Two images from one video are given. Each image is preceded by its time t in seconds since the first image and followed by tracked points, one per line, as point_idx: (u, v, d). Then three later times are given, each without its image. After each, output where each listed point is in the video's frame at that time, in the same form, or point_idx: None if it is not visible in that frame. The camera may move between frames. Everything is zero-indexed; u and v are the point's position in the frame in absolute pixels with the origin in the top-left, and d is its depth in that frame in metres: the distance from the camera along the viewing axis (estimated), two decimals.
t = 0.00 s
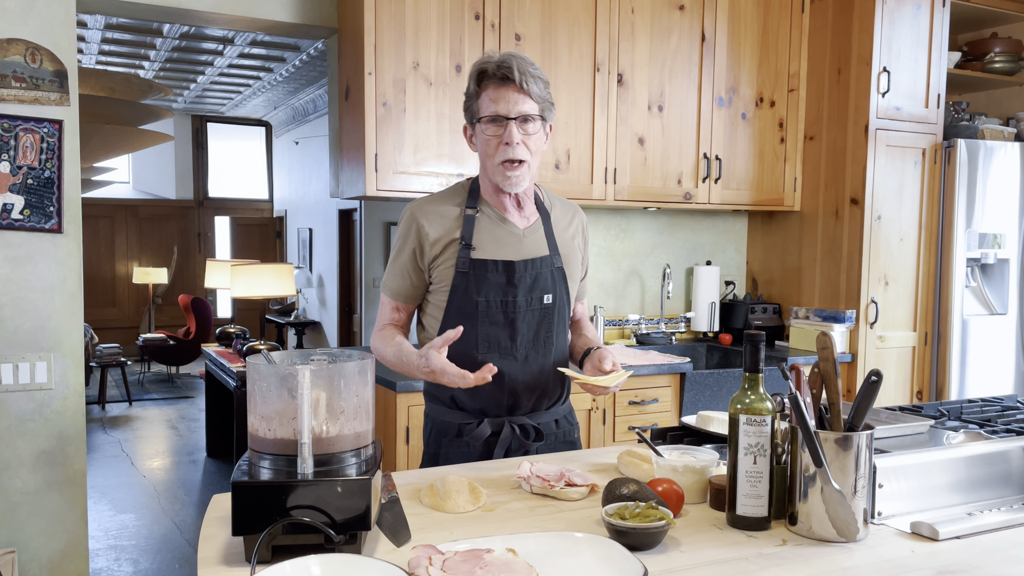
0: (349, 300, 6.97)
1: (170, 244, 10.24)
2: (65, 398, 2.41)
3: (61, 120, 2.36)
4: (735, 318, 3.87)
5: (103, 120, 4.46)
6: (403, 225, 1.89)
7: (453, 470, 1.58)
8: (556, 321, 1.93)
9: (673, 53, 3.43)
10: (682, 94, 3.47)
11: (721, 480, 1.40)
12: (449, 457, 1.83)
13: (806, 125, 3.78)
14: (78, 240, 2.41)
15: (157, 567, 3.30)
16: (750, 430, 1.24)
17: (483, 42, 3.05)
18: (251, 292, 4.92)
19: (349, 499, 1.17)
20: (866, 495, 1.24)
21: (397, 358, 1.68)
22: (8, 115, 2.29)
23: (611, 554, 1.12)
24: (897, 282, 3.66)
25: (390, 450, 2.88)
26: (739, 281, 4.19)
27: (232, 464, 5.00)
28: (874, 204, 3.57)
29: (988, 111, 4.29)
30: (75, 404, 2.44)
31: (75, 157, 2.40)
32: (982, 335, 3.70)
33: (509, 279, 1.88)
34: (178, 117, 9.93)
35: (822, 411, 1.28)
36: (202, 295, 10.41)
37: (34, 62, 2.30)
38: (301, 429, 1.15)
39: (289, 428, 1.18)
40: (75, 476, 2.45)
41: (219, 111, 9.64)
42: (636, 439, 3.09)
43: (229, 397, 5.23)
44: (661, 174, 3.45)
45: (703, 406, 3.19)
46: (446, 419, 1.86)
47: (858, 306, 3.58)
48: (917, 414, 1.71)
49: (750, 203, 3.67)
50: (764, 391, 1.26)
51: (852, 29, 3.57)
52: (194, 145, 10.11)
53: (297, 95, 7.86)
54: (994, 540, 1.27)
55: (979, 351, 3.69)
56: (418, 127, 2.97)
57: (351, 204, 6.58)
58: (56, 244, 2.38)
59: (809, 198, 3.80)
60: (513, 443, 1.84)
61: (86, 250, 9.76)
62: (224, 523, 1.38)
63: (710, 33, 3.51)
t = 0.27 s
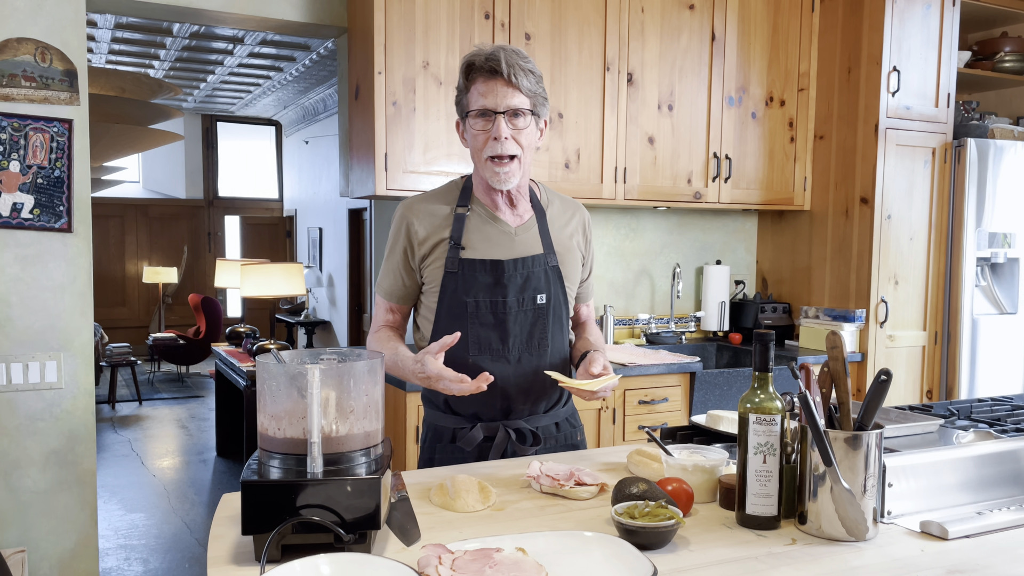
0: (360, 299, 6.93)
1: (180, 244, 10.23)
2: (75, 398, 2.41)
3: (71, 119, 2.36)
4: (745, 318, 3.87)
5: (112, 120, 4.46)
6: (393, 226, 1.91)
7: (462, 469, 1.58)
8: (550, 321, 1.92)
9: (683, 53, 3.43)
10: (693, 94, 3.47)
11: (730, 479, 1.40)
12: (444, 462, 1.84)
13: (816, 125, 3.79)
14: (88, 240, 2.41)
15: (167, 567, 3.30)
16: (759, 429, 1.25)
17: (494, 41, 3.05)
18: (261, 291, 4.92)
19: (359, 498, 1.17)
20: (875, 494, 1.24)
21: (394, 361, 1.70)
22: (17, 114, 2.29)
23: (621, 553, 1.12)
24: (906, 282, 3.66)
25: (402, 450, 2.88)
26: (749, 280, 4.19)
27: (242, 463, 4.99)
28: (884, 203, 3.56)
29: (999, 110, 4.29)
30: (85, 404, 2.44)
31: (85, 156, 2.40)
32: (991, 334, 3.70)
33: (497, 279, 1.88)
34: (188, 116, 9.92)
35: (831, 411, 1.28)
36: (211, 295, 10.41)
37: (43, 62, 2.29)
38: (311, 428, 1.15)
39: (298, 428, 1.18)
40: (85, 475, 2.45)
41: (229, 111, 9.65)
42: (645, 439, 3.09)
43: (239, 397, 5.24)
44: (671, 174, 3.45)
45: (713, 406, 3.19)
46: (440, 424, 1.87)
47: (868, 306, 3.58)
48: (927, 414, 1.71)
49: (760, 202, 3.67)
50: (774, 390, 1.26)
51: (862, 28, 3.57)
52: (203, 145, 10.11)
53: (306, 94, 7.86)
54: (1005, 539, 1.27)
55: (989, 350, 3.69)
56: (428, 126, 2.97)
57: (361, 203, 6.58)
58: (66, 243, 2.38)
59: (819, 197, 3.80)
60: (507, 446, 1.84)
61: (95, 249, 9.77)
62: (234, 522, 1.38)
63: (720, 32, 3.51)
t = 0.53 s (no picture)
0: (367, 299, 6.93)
1: (186, 244, 10.23)
2: (81, 397, 2.41)
3: (77, 118, 2.36)
4: (752, 318, 3.87)
5: (119, 119, 4.46)
6: (389, 228, 1.91)
7: (468, 469, 1.58)
8: (551, 323, 1.92)
9: (690, 52, 3.43)
10: (700, 93, 3.47)
11: (737, 479, 1.40)
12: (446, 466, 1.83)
13: (823, 124, 3.79)
14: (95, 239, 2.41)
15: (173, 566, 3.30)
16: (765, 429, 1.25)
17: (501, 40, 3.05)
18: (268, 291, 4.91)
19: (365, 498, 1.16)
20: (882, 494, 1.24)
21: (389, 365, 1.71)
22: (23, 114, 2.29)
23: (628, 553, 1.12)
24: (913, 281, 3.66)
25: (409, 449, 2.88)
26: (756, 280, 4.19)
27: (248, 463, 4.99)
28: (891, 203, 3.56)
29: (1006, 110, 4.29)
30: (91, 403, 2.44)
31: (91, 156, 2.40)
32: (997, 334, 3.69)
33: (495, 280, 1.88)
34: (195, 115, 9.91)
35: (837, 410, 1.28)
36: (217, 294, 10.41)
37: (50, 61, 2.29)
38: (317, 428, 1.14)
39: (305, 427, 1.18)
40: (92, 475, 2.45)
41: (235, 110, 9.65)
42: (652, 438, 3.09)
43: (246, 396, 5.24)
44: (678, 173, 3.45)
45: (719, 405, 3.19)
46: (441, 428, 1.86)
47: (875, 306, 3.58)
48: (934, 413, 1.71)
49: (766, 202, 3.68)
50: (781, 390, 1.26)
51: (869, 28, 3.57)
52: (210, 144, 10.11)
53: (312, 93, 7.86)
54: (1012, 539, 1.27)
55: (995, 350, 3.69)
56: (435, 126, 2.97)
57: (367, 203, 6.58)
58: (72, 243, 2.38)
59: (825, 197, 3.80)
60: (509, 450, 1.83)
61: (102, 249, 9.77)
62: (240, 522, 1.37)
63: (727, 32, 3.51)
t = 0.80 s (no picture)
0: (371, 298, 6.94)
1: (190, 244, 10.23)
2: (84, 397, 2.41)
3: (80, 118, 2.36)
4: (756, 317, 3.88)
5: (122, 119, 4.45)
6: (393, 227, 1.90)
7: (470, 468, 1.58)
8: (555, 323, 1.92)
9: (693, 51, 3.43)
10: (703, 92, 3.47)
11: (739, 478, 1.40)
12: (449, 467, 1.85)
13: (827, 123, 3.79)
14: (98, 238, 2.41)
15: (176, 566, 3.30)
16: (768, 428, 1.24)
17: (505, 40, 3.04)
18: (272, 290, 4.91)
19: (367, 497, 1.16)
20: (884, 493, 1.24)
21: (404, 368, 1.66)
22: (26, 113, 2.29)
23: (630, 552, 1.12)
24: (916, 281, 3.65)
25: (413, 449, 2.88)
26: (759, 279, 4.19)
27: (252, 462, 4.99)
28: (894, 202, 3.56)
29: (1010, 109, 4.28)
30: (94, 403, 2.44)
31: (94, 156, 2.40)
32: (1000, 333, 3.69)
33: (500, 281, 1.88)
34: (198, 115, 9.92)
35: (840, 409, 1.28)
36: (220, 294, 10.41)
37: (53, 60, 2.30)
38: (320, 427, 1.14)
39: (307, 427, 1.18)
40: (95, 474, 2.45)
41: (238, 110, 9.65)
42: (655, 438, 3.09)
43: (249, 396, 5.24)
44: (681, 172, 3.45)
45: (722, 405, 3.19)
46: (444, 429, 1.87)
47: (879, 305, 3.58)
48: (937, 412, 1.71)
49: (770, 201, 3.67)
50: (783, 389, 1.26)
51: (872, 27, 3.57)
52: (214, 144, 10.10)
53: (315, 93, 7.86)
54: (1016, 538, 1.26)
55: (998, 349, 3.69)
56: (439, 125, 2.97)
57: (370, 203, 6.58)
58: (75, 242, 2.38)
59: (829, 196, 3.80)
60: (512, 449, 1.82)
61: (106, 249, 9.77)
62: (243, 521, 1.37)
63: (730, 30, 3.51)
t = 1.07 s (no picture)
0: (370, 298, 6.94)
1: (189, 243, 10.23)
2: (83, 396, 2.41)
3: (79, 117, 2.36)
4: (755, 316, 3.88)
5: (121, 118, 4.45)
6: (398, 219, 1.88)
7: (469, 468, 1.58)
8: (553, 321, 1.93)
9: (692, 51, 3.43)
10: (702, 91, 3.47)
11: (738, 478, 1.40)
12: (446, 464, 1.85)
13: (825, 122, 3.79)
14: (96, 238, 2.40)
15: (176, 565, 3.30)
16: (767, 428, 1.24)
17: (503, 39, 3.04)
18: (271, 289, 4.91)
19: (365, 496, 1.16)
20: (883, 493, 1.24)
21: (425, 339, 1.57)
22: (25, 112, 2.29)
23: (628, 551, 1.12)
24: (915, 280, 3.65)
25: (413, 448, 2.88)
26: (758, 278, 4.19)
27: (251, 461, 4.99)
28: (893, 201, 3.56)
29: (1009, 108, 4.28)
30: (93, 402, 2.44)
31: (93, 155, 2.40)
32: (999, 332, 3.69)
33: (500, 281, 1.89)
34: (197, 114, 9.91)
35: (839, 409, 1.27)
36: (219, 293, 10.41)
37: (51, 59, 2.29)
38: (318, 427, 1.14)
39: (305, 426, 1.18)
40: (94, 473, 2.45)
41: (237, 109, 9.64)
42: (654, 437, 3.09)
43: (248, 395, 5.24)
44: (681, 172, 3.45)
45: (721, 404, 3.19)
46: (442, 426, 1.88)
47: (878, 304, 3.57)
48: (936, 412, 1.71)
49: (769, 200, 3.67)
50: (781, 388, 1.26)
51: (872, 26, 3.57)
52: (212, 143, 10.10)
53: (314, 92, 7.85)
54: (1015, 537, 1.27)
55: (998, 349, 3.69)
56: (437, 125, 2.97)
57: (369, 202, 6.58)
58: (74, 241, 2.38)
59: (828, 195, 3.80)
60: (510, 448, 1.82)
61: (104, 248, 9.77)
62: (241, 520, 1.38)
63: (729, 30, 3.51)
